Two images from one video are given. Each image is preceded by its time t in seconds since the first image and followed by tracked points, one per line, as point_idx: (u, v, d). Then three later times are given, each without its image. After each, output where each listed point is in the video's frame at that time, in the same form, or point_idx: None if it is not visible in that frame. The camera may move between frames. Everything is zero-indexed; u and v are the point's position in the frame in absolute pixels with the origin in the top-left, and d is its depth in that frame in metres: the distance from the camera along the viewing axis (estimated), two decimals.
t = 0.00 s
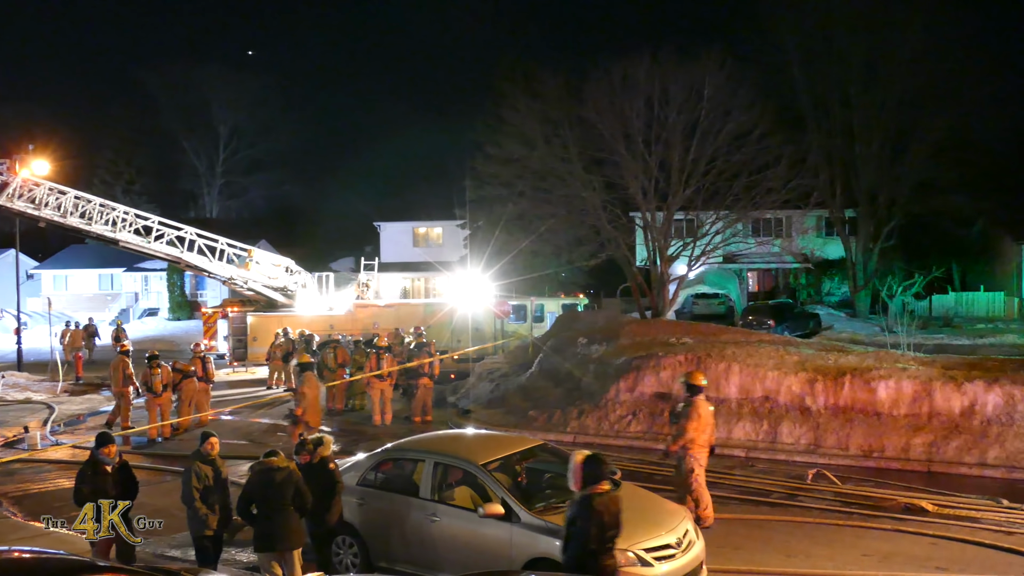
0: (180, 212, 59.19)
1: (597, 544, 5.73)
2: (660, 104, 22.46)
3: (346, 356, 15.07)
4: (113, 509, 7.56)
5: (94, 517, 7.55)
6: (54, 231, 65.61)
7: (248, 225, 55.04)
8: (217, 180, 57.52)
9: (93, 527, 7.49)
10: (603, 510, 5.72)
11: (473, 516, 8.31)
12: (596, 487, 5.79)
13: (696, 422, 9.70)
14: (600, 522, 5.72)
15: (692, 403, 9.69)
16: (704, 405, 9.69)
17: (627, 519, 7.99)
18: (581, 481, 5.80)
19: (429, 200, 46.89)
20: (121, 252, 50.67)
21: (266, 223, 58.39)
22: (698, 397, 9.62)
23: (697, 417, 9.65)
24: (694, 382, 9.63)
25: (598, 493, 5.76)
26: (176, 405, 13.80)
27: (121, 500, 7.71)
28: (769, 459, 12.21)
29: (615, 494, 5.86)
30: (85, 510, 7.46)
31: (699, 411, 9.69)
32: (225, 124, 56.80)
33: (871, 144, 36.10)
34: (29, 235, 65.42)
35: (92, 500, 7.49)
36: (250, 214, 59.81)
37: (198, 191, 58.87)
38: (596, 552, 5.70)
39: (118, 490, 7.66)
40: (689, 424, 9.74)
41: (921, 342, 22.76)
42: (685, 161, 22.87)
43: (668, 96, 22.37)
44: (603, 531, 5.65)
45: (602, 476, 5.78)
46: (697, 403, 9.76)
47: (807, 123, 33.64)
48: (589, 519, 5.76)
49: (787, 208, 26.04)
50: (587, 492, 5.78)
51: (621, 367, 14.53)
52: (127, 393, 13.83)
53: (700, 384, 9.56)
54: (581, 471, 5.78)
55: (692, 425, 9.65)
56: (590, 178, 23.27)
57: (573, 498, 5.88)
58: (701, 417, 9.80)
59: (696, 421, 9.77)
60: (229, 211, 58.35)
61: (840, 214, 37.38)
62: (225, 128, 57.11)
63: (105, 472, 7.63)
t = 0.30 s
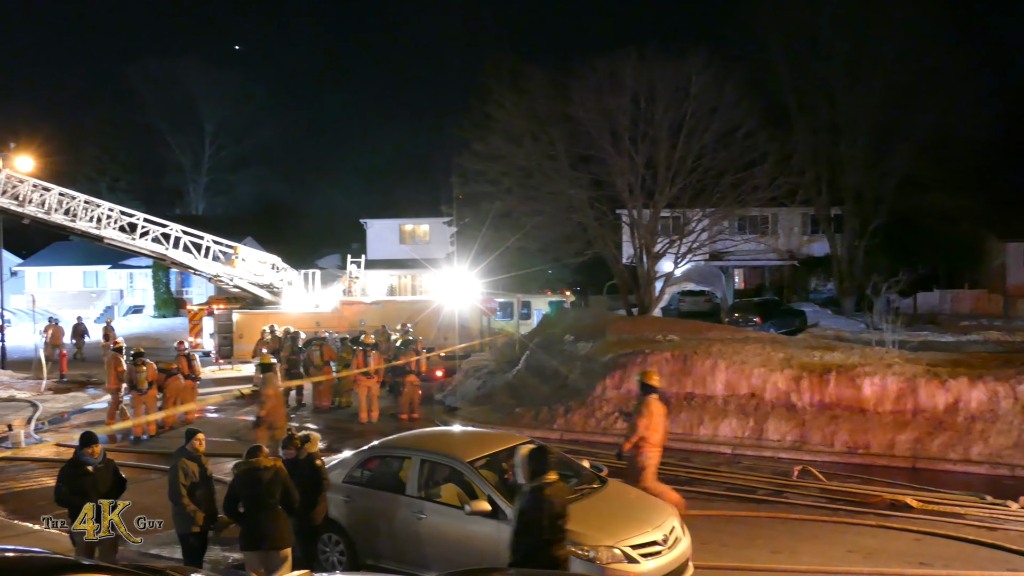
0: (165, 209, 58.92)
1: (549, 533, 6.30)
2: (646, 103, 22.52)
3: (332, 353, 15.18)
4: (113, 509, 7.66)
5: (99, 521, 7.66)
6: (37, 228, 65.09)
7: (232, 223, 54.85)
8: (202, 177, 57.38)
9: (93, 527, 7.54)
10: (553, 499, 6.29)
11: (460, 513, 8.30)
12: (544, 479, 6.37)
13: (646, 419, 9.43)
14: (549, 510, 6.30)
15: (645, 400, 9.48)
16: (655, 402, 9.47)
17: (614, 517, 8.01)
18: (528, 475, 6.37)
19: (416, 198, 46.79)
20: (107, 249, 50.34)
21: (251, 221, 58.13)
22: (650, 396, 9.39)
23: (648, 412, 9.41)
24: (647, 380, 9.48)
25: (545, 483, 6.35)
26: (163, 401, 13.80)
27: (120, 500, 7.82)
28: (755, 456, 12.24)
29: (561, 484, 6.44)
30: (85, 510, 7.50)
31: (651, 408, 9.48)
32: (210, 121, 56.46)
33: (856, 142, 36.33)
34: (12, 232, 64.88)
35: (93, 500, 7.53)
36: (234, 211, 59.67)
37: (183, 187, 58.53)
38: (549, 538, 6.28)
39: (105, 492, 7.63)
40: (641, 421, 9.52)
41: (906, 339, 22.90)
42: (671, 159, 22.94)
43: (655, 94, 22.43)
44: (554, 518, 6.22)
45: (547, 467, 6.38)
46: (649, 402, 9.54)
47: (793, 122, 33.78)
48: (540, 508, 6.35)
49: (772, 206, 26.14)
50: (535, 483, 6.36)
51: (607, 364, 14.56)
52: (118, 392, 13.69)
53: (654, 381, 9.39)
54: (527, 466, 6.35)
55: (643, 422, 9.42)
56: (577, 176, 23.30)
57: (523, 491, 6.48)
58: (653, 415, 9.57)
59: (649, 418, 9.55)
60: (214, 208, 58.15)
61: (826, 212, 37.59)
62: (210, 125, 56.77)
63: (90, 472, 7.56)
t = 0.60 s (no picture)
0: (152, 206, 58.71)
1: (489, 534, 6.09)
2: (634, 101, 22.54)
3: (319, 350, 15.27)
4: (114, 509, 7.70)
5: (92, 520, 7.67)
6: (22, 224, 64.64)
7: (219, 219, 54.70)
8: (189, 173, 57.26)
9: (93, 528, 7.50)
10: (495, 501, 6.09)
11: (447, 510, 8.27)
12: (488, 478, 6.15)
13: (609, 414, 9.93)
14: (492, 511, 6.09)
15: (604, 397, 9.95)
16: (613, 398, 10.02)
17: (601, 513, 8.01)
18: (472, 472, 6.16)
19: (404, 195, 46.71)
20: (94, 246, 50.07)
21: (238, 218, 57.90)
22: (607, 390, 9.96)
23: (610, 407, 9.88)
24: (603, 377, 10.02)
25: (490, 483, 6.13)
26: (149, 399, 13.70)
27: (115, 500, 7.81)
28: (741, 453, 12.29)
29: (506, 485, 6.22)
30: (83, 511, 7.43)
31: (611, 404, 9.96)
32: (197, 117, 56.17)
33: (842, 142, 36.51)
34: None
35: (92, 500, 7.47)
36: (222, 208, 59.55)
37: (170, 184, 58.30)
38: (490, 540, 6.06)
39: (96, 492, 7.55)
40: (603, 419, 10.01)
41: (891, 337, 23.05)
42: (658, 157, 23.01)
43: (642, 92, 22.47)
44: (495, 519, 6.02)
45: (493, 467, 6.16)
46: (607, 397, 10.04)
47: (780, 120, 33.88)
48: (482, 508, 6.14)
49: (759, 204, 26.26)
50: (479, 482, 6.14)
51: (594, 361, 14.62)
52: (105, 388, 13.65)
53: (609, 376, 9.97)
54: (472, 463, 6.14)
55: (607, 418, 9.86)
56: (565, 174, 23.33)
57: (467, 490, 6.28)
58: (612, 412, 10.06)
59: (609, 414, 10.01)
60: (201, 204, 57.99)
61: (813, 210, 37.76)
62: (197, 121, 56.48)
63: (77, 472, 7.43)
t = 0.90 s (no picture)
0: (138, 202, 58.49)
1: (443, 524, 6.48)
2: (623, 98, 22.52)
3: (308, 347, 15.26)
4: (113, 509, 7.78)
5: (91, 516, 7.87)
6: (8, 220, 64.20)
7: (206, 215, 54.56)
8: (176, 169, 57.15)
9: (90, 528, 7.46)
10: (448, 495, 6.47)
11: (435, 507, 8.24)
12: (438, 473, 6.50)
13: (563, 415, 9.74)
14: (445, 504, 6.48)
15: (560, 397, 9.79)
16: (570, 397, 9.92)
17: (591, 510, 8.02)
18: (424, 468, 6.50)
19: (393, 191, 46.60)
20: (81, 243, 49.78)
21: (226, 214, 57.66)
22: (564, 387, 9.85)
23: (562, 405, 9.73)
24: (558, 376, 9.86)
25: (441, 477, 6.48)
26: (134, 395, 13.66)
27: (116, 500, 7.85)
28: (729, 450, 12.31)
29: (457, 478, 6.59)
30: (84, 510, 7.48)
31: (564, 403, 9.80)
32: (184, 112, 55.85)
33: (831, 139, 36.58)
34: None
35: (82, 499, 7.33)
36: (209, 204, 59.38)
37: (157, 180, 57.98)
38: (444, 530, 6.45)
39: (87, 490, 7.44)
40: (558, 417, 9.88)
41: (879, 333, 23.15)
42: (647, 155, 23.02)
43: (631, 89, 22.46)
44: (447, 512, 6.42)
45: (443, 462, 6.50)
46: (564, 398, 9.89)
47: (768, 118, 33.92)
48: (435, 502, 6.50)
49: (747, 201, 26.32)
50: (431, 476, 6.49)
51: (583, 359, 14.73)
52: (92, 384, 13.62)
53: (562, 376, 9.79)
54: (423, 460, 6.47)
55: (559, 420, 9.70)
56: (553, 170, 23.31)
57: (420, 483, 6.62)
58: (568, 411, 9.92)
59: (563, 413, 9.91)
60: (187, 201, 57.80)
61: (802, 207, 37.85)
62: (184, 116, 56.14)
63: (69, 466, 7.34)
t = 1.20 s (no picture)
0: (127, 198, 58.33)
1: (398, 524, 6.44)
2: (613, 95, 22.51)
3: (297, 344, 15.26)
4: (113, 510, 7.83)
5: (89, 516, 8.16)
6: None
7: (195, 212, 54.45)
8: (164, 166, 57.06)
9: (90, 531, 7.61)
10: (403, 492, 6.45)
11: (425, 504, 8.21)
12: (396, 470, 6.53)
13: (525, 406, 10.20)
14: (401, 501, 6.47)
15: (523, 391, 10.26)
16: (531, 393, 10.46)
17: (581, 507, 8.03)
18: (383, 464, 6.54)
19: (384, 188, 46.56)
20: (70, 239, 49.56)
21: (215, 210, 57.51)
22: (526, 384, 10.40)
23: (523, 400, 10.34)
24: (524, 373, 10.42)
25: (398, 475, 6.49)
26: (121, 393, 13.64)
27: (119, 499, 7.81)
28: (718, 446, 12.33)
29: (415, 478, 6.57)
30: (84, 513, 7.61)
31: (526, 397, 10.39)
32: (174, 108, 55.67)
33: (820, 136, 36.66)
34: None
35: (68, 500, 7.10)
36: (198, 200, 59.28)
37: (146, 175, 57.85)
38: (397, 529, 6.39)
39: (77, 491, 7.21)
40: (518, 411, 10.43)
41: (868, 330, 23.23)
42: (637, 152, 23.07)
43: (621, 86, 22.47)
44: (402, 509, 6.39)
45: (401, 460, 6.51)
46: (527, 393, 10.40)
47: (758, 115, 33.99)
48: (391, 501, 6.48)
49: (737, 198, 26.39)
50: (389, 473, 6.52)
51: (573, 356, 14.74)
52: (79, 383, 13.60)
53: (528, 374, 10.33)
54: (383, 454, 6.53)
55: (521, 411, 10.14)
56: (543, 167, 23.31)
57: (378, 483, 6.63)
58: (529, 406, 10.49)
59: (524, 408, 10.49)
60: (176, 197, 57.68)
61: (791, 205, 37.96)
62: (173, 112, 55.95)
63: (56, 465, 7.12)
